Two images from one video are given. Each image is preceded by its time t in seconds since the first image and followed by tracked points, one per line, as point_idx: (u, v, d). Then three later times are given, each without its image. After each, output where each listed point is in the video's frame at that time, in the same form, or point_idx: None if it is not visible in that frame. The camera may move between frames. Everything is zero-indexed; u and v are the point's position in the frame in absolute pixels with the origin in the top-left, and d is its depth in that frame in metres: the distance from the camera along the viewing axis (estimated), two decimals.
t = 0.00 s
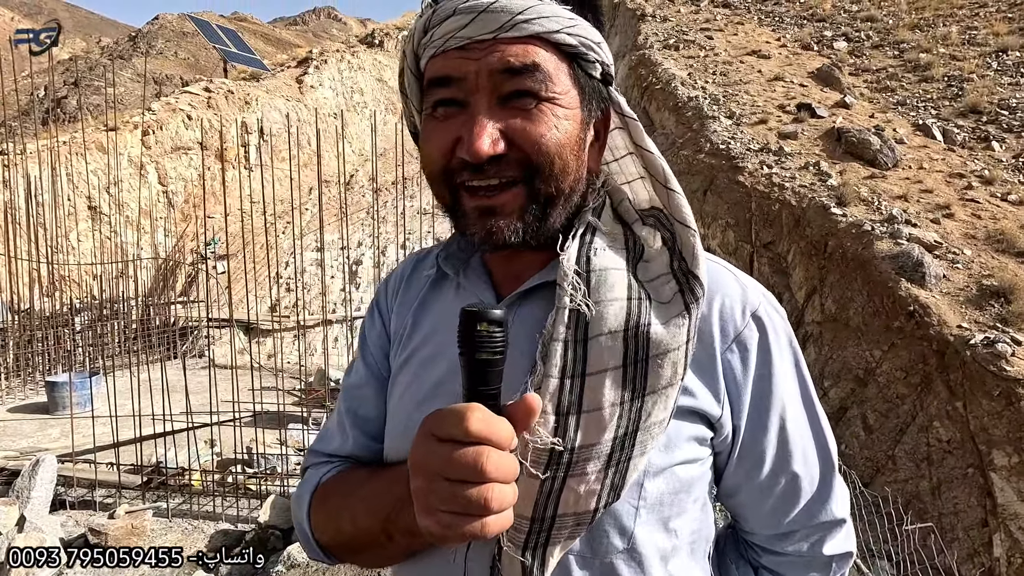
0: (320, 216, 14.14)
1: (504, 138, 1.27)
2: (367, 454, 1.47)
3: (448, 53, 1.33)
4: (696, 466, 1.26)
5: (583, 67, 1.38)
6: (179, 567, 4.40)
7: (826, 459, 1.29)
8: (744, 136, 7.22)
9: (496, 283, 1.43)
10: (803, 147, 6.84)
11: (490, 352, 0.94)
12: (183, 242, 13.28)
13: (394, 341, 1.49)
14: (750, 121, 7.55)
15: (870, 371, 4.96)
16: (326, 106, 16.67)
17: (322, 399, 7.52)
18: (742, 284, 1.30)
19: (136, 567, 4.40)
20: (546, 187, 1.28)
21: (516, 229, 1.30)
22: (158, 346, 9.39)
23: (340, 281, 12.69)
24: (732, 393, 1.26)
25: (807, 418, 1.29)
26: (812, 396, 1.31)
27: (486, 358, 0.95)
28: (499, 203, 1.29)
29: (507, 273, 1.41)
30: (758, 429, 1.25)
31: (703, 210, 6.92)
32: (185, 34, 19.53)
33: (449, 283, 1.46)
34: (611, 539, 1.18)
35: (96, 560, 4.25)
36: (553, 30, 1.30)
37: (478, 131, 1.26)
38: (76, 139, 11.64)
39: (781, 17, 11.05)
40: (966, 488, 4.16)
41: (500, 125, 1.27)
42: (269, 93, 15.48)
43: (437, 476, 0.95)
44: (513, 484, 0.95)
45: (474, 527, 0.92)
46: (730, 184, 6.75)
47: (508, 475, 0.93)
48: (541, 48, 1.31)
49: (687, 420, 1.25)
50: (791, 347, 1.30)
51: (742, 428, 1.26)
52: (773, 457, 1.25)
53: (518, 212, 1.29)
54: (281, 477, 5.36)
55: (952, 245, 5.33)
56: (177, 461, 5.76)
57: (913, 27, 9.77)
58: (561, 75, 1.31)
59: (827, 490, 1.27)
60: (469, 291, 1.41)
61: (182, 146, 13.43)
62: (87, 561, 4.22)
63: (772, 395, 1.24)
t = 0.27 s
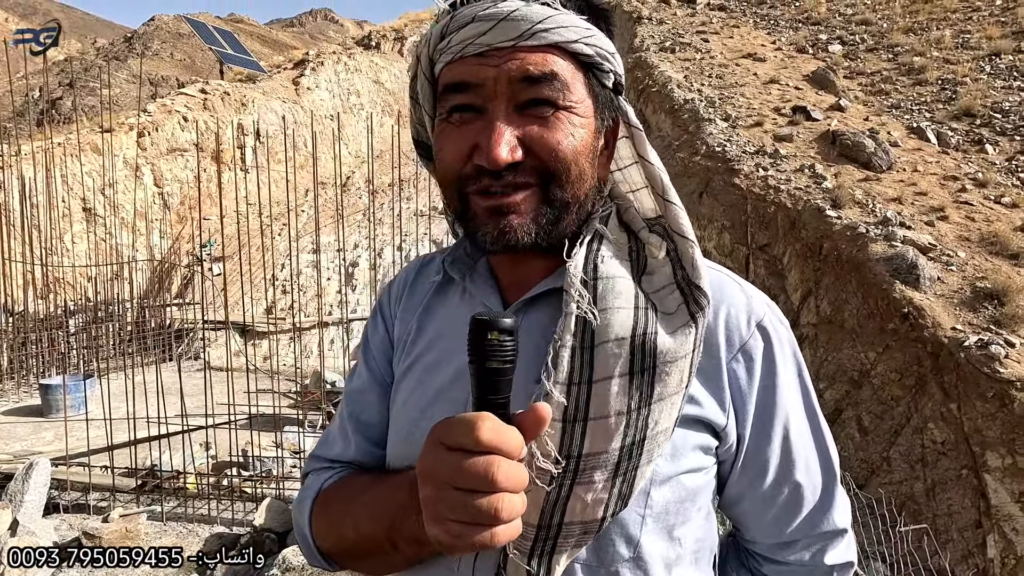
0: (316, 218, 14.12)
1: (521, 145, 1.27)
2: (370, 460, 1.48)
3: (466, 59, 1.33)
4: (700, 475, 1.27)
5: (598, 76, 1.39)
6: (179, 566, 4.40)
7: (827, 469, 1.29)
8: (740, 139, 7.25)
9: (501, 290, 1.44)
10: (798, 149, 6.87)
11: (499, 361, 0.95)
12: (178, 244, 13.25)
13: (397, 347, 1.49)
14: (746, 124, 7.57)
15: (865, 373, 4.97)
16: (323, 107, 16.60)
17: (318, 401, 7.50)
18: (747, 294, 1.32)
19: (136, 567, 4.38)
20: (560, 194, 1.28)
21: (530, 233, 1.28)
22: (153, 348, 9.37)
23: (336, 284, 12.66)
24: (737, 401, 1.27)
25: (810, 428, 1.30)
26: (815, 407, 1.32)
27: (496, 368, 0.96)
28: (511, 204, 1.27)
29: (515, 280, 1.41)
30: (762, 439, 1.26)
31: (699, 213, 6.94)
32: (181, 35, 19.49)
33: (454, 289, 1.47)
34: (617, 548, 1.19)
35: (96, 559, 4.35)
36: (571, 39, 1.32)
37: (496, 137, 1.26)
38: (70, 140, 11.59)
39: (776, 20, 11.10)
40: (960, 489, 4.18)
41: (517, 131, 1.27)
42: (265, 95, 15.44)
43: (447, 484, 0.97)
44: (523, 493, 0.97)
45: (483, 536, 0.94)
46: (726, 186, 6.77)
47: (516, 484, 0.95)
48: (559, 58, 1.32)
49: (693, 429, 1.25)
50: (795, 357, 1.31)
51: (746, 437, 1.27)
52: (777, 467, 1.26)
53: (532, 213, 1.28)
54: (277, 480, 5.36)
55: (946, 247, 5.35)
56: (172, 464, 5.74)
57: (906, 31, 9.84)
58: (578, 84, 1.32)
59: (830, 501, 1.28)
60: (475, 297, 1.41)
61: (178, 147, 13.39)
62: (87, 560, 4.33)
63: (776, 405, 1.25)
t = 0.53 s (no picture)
0: (311, 219, 14.09)
1: (532, 153, 1.27)
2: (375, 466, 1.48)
3: (476, 66, 1.33)
4: (708, 482, 1.27)
5: (608, 83, 1.39)
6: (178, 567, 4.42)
7: (835, 475, 1.30)
8: (734, 141, 7.28)
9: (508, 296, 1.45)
10: (792, 151, 6.91)
11: (510, 371, 0.95)
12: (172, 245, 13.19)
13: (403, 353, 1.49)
14: (740, 126, 7.61)
15: (858, 374, 5.00)
16: (318, 108, 16.53)
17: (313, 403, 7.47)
18: (756, 301, 1.32)
19: (138, 568, 4.43)
20: (570, 202, 1.29)
21: (541, 241, 1.30)
22: (147, 349, 9.32)
23: (331, 285, 12.63)
24: (745, 408, 1.27)
25: (818, 435, 1.31)
26: (823, 414, 1.32)
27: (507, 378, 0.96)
28: (521, 212, 1.28)
29: (524, 287, 1.42)
30: (770, 447, 1.26)
31: (693, 214, 6.96)
32: (175, 36, 19.39)
33: (461, 296, 1.47)
34: (626, 555, 1.20)
35: (96, 559, 4.40)
36: (583, 46, 1.32)
37: (507, 144, 1.26)
38: (63, 141, 11.51)
39: (771, 23, 11.15)
40: (953, 489, 4.21)
41: (528, 138, 1.28)
42: (261, 96, 15.37)
43: (458, 494, 0.97)
44: (534, 501, 0.97)
45: (495, 547, 0.94)
46: (721, 188, 6.79)
47: (528, 494, 0.95)
48: (571, 64, 1.32)
49: (701, 436, 1.26)
50: (802, 364, 1.31)
51: (755, 444, 1.27)
52: (784, 475, 1.26)
53: (542, 222, 1.29)
54: (272, 482, 5.35)
55: (938, 249, 5.39)
56: (166, 466, 5.71)
57: (899, 33, 9.90)
58: (588, 91, 1.32)
59: (837, 507, 1.28)
60: (482, 304, 1.42)
61: (172, 148, 13.32)
62: (87, 560, 4.39)
63: (784, 413, 1.26)
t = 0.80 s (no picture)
0: (306, 220, 14.05)
1: (542, 160, 1.28)
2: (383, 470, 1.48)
3: (485, 74, 1.33)
4: (716, 485, 1.27)
5: (616, 89, 1.39)
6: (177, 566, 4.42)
7: (840, 477, 1.31)
8: (729, 142, 7.31)
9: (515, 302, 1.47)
10: (786, 153, 6.94)
11: (522, 377, 0.94)
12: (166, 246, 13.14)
13: (410, 358, 1.50)
14: (735, 127, 7.64)
15: (852, 374, 5.02)
16: (313, 108, 16.46)
17: (310, 404, 7.45)
18: (762, 304, 1.33)
19: (139, 568, 4.45)
20: (581, 208, 1.30)
21: (550, 247, 1.32)
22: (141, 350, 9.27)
23: (327, 285, 12.59)
24: (753, 411, 1.28)
25: (824, 438, 1.32)
26: (829, 416, 1.33)
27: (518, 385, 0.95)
28: (533, 219, 1.29)
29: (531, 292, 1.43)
30: (777, 449, 1.27)
31: (689, 215, 6.98)
32: (169, 35, 19.29)
33: (468, 301, 1.48)
34: (637, 560, 1.21)
35: (97, 559, 4.42)
36: (592, 54, 1.32)
37: (517, 152, 1.26)
38: (56, 140, 11.44)
39: (765, 25, 11.20)
40: (945, 488, 4.25)
41: (538, 146, 1.28)
42: (255, 96, 15.29)
43: (472, 501, 0.97)
44: (546, 506, 0.98)
45: (508, 552, 0.95)
46: (715, 189, 6.82)
47: (540, 499, 0.96)
48: (580, 72, 1.32)
49: (709, 439, 1.27)
50: (808, 366, 1.32)
51: (762, 446, 1.28)
52: (791, 477, 1.27)
53: (552, 229, 1.30)
54: (268, 483, 5.34)
55: (931, 250, 5.43)
56: (161, 467, 5.68)
57: (891, 36, 9.98)
58: (597, 98, 1.33)
59: (842, 509, 1.29)
60: (490, 309, 1.43)
61: (166, 148, 13.26)
62: (87, 560, 4.40)
63: (792, 416, 1.26)
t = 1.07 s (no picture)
0: (303, 219, 14.02)
1: (542, 163, 1.29)
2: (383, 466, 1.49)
3: (485, 79, 1.34)
4: (715, 480, 1.28)
5: (616, 93, 1.40)
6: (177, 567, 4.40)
7: (837, 472, 1.32)
8: (725, 143, 7.33)
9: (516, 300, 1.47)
10: (782, 153, 6.97)
11: (528, 379, 0.95)
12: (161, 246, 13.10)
13: (410, 355, 1.50)
14: (731, 128, 7.67)
15: (846, 373, 5.05)
16: (309, 108, 16.39)
17: (306, 405, 7.44)
18: (759, 302, 1.34)
19: (137, 567, 4.44)
20: (581, 210, 1.31)
21: (550, 248, 1.32)
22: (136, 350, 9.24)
23: (323, 285, 12.56)
24: (750, 407, 1.29)
25: (820, 434, 1.33)
26: (826, 413, 1.35)
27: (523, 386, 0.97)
28: (533, 222, 1.30)
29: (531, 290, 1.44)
30: (774, 445, 1.28)
31: (685, 215, 7.00)
32: (164, 34, 19.18)
33: (468, 299, 1.48)
34: (635, 554, 1.21)
35: (97, 559, 4.40)
36: (592, 59, 1.33)
37: (518, 156, 1.27)
38: (50, 139, 11.36)
39: (761, 26, 11.22)
40: (938, 487, 4.28)
41: (538, 150, 1.29)
42: (251, 95, 15.21)
43: (477, 498, 0.99)
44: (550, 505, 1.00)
45: (511, 548, 0.97)
46: (711, 189, 6.84)
47: (544, 497, 0.98)
48: (580, 76, 1.33)
49: (707, 435, 1.27)
50: (805, 363, 1.33)
51: (759, 441, 1.29)
52: (788, 472, 1.28)
53: (552, 231, 1.31)
54: (265, 483, 5.34)
55: (924, 250, 5.47)
56: (157, 468, 5.67)
57: (887, 37, 10.01)
58: (597, 102, 1.34)
59: (839, 504, 1.30)
60: (490, 308, 1.43)
61: (161, 147, 13.20)
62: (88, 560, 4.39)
63: (788, 412, 1.27)
